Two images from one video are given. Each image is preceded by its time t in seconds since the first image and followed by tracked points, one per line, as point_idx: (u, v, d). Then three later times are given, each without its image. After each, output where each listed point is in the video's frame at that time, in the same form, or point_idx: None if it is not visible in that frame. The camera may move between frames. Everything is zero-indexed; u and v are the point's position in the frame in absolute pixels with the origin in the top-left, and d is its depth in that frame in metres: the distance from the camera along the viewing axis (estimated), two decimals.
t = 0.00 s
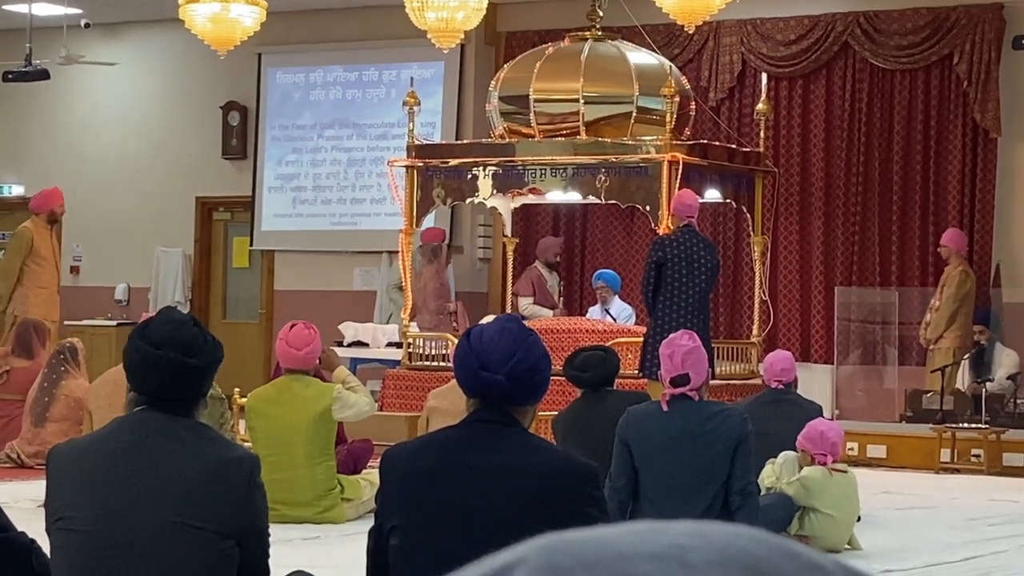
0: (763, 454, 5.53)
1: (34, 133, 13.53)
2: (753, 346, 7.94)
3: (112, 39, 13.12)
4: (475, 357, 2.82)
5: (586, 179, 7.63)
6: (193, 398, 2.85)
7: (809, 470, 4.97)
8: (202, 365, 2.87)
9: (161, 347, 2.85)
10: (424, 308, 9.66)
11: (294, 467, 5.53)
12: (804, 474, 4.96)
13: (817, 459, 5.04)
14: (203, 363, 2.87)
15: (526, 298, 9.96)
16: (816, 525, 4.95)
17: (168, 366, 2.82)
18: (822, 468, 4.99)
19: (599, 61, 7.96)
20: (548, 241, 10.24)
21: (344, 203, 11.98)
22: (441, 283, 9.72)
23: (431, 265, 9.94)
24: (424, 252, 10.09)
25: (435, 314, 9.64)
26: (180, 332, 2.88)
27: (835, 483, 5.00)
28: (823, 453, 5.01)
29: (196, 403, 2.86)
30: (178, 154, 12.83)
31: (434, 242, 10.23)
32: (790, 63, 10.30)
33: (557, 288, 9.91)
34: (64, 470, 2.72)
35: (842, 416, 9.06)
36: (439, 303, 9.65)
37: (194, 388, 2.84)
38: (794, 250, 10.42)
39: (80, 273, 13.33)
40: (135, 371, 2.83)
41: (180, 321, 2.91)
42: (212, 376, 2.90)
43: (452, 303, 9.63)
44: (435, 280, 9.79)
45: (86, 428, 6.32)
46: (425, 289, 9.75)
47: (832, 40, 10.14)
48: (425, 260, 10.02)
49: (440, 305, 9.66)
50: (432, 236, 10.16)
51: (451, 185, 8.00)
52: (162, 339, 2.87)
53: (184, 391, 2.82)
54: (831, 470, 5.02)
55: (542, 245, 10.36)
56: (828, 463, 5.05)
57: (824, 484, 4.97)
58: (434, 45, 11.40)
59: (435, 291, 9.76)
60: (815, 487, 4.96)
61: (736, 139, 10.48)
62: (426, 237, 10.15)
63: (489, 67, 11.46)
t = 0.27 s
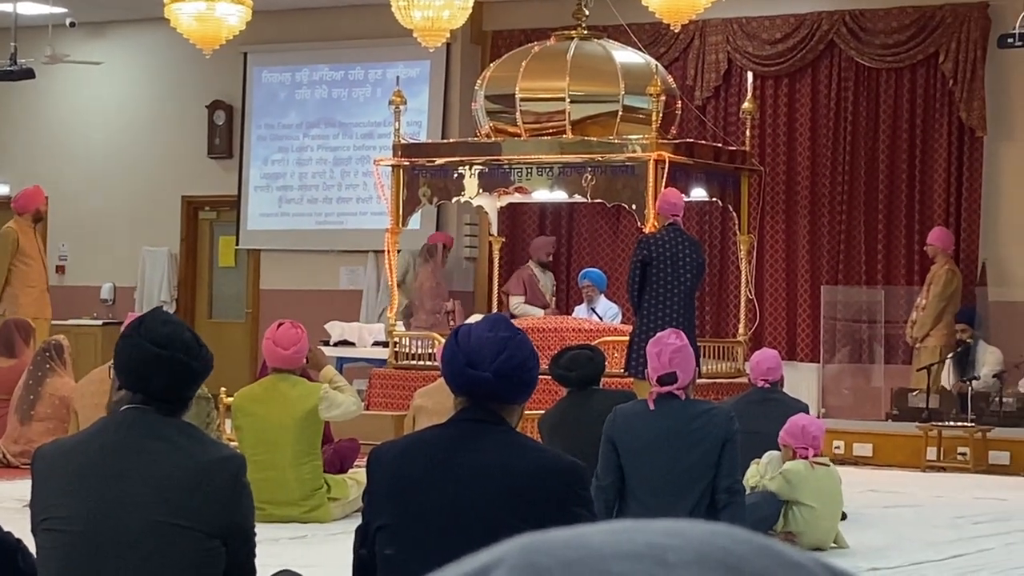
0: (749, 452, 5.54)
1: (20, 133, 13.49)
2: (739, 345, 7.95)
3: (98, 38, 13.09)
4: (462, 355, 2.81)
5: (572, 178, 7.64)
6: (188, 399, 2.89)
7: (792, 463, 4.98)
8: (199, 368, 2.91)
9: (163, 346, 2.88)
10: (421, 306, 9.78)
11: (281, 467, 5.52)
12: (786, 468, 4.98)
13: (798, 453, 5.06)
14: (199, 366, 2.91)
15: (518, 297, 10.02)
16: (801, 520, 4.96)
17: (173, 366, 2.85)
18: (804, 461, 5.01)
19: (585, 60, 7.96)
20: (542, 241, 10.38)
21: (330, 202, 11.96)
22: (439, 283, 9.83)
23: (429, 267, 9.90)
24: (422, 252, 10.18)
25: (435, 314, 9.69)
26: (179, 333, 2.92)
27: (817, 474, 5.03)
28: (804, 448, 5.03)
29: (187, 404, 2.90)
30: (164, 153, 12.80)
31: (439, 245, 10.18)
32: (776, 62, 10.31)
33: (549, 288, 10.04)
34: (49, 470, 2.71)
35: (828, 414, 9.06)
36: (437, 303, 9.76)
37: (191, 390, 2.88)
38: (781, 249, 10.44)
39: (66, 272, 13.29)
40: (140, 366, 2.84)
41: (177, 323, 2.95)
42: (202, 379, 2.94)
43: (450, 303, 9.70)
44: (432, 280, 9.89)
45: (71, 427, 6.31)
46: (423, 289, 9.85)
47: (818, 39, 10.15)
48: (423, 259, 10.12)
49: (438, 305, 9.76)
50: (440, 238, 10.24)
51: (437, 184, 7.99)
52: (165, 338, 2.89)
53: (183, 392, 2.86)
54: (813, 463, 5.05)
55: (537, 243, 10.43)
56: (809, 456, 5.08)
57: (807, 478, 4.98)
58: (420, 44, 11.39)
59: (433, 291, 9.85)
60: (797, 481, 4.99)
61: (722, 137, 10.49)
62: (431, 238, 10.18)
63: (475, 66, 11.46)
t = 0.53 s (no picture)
0: (736, 449, 5.55)
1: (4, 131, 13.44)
2: (725, 343, 7.96)
3: (83, 36, 13.06)
4: (450, 354, 2.82)
5: (558, 176, 7.64)
6: (174, 399, 2.89)
7: (774, 459, 5.00)
8: (185, 368, 2.92)
9: (150, 345, 2.88)
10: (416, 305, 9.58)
11: (266, 466, 5.52)
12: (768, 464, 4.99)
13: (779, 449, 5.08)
14: (185, 366, 2.92)
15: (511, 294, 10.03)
16: (787, 515, 4.97)
17: (161, 364, 2.85)
18: (786, 456, 5.03)
19: (571, 58, 7.97)
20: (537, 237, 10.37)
21: (317, 200, 11.94)
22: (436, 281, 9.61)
23: (423, 265, 9.69)
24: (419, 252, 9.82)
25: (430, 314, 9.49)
26: (165, 333, 2.92)
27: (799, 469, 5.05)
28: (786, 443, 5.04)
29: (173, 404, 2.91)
30: (150, 153, 12.77)
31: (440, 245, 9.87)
32: (762, 60, 10.33)
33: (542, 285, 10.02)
34: (34, 469, 2.70)
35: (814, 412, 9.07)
36: (433, 302, 9.54)
37: (178, 390, 2.89)
38: (766, 247, 10.46)
39: (52, 271, 13.25)
40: (127, 365, 2.83)
41: (163, 323, 2.95)
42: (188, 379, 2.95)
43: (446, 302, 9.52)
44: (428, 279, 9.66)
45: (56, 426, 6.29)
46: (418, 288, 9.61)
47: (804, 37, 10.17)
48: (419, 258, 9.77)
49: (433, 304, 9.55)
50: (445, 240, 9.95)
51: (423, 183, 7.99)
52: (151, 338, 2.89)
53: (170, 390, 2.86)
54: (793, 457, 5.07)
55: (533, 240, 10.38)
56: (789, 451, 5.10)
57: (790, 473, 5.00)
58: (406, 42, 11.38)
59: (430, 290, 9.62)
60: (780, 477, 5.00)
61: (708, 136, 10.51)
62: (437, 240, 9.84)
63: (462, 64, 11.46)
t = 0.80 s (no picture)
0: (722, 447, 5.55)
1: None
2: (711, 341, 7.98)
3: (69, 34, 13.03)
4: (437, 352, 2.81)
5: (544, 174, 7.63)
6: (158, 397, 2.89)
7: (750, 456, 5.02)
8: (170, 366, 2.92)
9: (135, 343, 2.87)
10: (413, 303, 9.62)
11: (253, 465, 5.50)
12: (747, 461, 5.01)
13: (754, 447, 5.10)
14: (170, 364, 2.92)
15: (503, 292, 10.07)
16: (771, 510, 4.98)
17: (145, 364, 2.85)
18: (761, 452, 5.05)
19: (557, 56, 7.97)
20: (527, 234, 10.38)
21: (302, 198, 11.92)
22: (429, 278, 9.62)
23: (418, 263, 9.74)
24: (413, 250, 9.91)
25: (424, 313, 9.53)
26: (148, 331, 2.91)
27: (776, 464, 5.06)
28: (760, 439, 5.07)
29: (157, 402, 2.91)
30: (135, 151, 12.74)
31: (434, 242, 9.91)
32: (747, 58, 10.34)
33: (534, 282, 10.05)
34: (20, 468, 2.70)
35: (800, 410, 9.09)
36: (426, 300, 9.59)
37: (163, 388, 2.89)
38: (752, 244, 10.47)
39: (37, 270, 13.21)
40: (112, 363, 2.83)
41: (147, 321, 2.94)
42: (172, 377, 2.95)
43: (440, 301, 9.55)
44: (422, 277, 9.68)
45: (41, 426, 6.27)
46: (411, 286, 9.67)
47: (789, 35, 10.18)
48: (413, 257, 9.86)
49: (427, 302, 9.61)
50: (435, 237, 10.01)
51: (410, 181, 7.98)
52: (136, 336, 2.89)
53: (155, 389, 2.86)
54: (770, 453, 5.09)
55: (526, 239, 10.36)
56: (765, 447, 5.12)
57: (768, 469, 5.02)
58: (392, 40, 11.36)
59: (423, 288, 9.65)
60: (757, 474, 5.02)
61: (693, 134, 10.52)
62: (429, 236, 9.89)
63: (448, 62, 11.45)
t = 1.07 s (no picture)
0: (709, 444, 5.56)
1: None
2: (698, 338, 7.99)
3: (56, 32, 13.01)
4: (424, 350, 2.82)
5: (532, 172, 7.64)
6: (144, 395, 2.90)
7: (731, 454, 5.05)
8: (155, 364, 2.92)
9: (121, 341, 2.88)
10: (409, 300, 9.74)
11: (240, 464, 5.50)
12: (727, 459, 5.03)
13: (736, 445, 5.13)
14: (156, 362, 2.92)
15: (496, 290, 10.11)
16: (758, 505, 4.99)
17: (131, 362, 2.85)
18: (743, 449, 5.07)
19: (545, 54, 7.97)
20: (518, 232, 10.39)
21: (290, 196, 11.90)
22: (425, 276, 9.72)
23: (414, 261, 9.81)
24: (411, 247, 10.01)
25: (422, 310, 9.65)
26: (134, 328, 2.92)
27: (758, 460, 5.06)
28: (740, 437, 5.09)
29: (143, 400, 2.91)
30: (123, 149, 12.72)
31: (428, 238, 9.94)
32: (735, 55, 10.35)
33: (527, 280, 10.09)
34: (5, 468, 2.69)
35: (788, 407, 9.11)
36: (422, 297, 9.67)
37: (149, 386, 2.89)
38: (740, 242, 10.49)
39: (24, 268, 13.19)
40: (98, 361, 2.83)
41: (133, 318, 2.95)
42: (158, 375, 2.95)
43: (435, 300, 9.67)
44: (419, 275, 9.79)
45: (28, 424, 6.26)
46: (407, 284, 9.77)
47: (777, 34, 10.20)
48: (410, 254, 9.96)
49: (423, 300, 9.72)
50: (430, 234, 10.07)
51: (398, 179, 7.98)
52: (122, 334, 2.89)
53: (141, 386, 2.87)
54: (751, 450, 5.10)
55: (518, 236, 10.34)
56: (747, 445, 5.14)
57: (751, 465, 5.04)
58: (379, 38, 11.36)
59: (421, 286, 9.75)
60: (739, 471, 5.02)
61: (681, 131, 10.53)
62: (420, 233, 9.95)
63: (436, 60, 11.45)
